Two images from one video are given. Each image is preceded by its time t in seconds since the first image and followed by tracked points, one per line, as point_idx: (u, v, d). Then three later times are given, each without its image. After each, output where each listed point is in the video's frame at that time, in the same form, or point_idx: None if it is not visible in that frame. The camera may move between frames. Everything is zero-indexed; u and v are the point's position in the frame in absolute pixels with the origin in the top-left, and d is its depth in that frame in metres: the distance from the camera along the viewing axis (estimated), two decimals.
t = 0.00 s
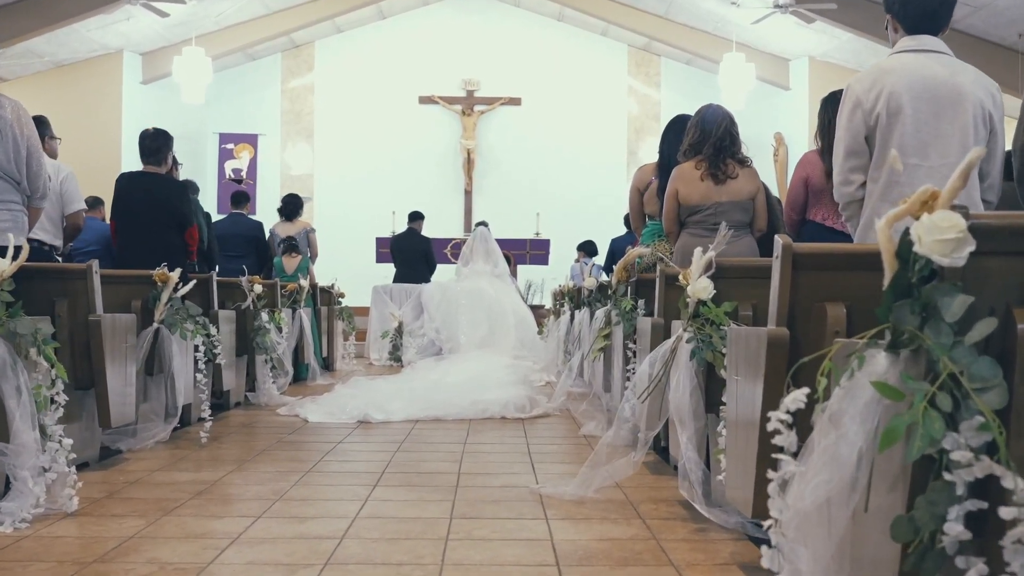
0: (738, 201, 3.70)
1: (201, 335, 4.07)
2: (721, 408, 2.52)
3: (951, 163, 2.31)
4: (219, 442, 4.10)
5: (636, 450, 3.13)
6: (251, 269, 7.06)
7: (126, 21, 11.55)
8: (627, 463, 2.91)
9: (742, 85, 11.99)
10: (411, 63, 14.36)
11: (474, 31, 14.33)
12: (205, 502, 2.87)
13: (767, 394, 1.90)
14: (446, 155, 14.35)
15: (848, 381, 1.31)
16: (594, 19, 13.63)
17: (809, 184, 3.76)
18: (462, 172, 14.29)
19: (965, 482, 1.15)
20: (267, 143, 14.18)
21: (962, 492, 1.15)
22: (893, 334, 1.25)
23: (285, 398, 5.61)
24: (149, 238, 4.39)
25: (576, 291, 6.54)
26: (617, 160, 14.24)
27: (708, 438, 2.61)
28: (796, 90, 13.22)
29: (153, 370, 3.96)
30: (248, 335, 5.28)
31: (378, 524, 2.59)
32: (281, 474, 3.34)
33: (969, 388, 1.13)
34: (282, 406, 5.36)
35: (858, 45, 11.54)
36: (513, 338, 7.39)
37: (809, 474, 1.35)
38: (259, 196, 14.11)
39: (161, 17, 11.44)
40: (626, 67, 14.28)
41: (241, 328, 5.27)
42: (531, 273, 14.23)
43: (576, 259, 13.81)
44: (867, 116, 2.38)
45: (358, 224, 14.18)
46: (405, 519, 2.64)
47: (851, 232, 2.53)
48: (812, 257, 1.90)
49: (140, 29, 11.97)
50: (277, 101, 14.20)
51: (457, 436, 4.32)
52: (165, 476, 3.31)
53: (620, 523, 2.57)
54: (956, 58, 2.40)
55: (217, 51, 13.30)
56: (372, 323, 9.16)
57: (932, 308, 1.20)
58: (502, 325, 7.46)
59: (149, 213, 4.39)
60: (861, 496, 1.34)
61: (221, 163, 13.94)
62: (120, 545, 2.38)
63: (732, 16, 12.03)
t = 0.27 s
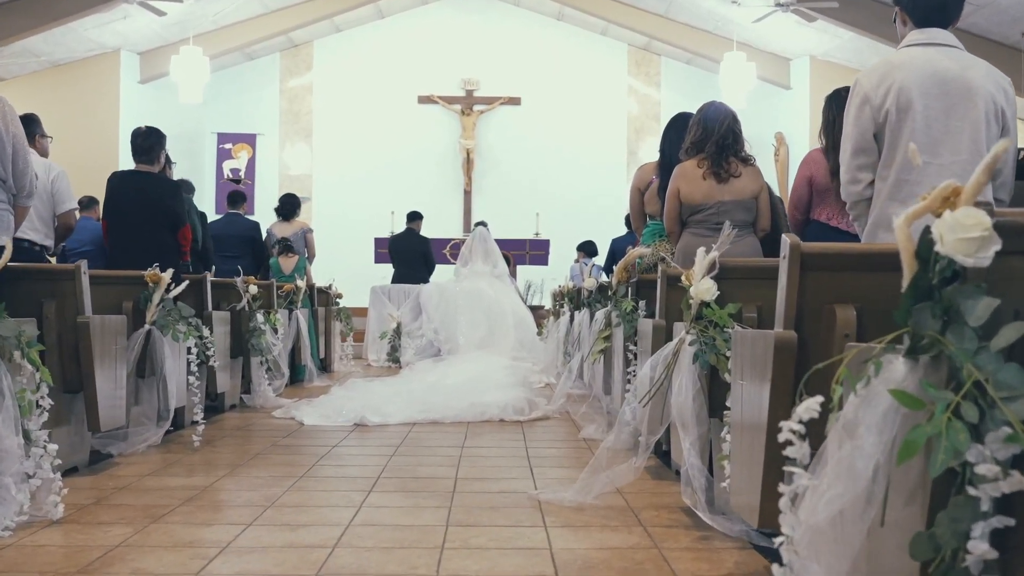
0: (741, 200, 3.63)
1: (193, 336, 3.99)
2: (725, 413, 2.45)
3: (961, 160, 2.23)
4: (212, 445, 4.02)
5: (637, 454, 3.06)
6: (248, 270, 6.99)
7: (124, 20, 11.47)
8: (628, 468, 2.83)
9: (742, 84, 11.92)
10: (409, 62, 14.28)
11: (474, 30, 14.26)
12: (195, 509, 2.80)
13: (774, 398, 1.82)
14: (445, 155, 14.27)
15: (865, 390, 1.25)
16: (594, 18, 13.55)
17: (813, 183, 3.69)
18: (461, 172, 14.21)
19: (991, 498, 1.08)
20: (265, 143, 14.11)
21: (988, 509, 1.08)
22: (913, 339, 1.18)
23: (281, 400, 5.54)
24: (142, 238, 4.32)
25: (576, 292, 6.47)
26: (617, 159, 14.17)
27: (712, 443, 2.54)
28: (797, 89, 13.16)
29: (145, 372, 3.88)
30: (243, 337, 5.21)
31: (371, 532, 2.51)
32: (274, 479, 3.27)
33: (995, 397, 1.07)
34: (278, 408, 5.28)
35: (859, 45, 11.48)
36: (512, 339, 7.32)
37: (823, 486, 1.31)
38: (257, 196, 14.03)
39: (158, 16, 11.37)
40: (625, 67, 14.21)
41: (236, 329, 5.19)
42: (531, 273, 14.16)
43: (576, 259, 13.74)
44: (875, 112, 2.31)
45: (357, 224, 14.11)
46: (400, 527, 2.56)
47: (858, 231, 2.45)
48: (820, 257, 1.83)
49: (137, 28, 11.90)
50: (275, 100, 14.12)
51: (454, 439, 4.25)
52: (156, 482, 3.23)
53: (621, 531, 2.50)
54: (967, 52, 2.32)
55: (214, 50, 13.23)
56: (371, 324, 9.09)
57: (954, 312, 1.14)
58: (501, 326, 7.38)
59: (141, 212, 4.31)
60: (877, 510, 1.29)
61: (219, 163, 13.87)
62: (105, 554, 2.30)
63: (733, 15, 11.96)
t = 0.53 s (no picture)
0: (745, 196, 3.55)
1: (187, 335, 3.92)
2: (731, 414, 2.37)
3: (977, 154, 2.16)
4: (207, 446, 3.94)
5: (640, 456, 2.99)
6: (245, 268, 6.98)
7: (122, 16, 11.40)
8: (632, 471, 2.75)
9: (744, 82, 11.84)
10: (409, 60, 14.21)
11: (474, 28, 14.18)
12: (186, 512, 2.72)
13: (785, 399, 1.75)
14: (444, 153, 14.20)
15: (889, 390, 1.20)
16: (595, 16, 13.47)
17: (819, 178, 3.64)
18: (461, 170, 14.13)
19: None
20: (264, 141, 14.03)
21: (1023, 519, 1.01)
22: (941, 337, 1.13)
23: (278, 400, 5.46)
24: (135, 235, 4.25)
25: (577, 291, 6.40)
26: (617, 158, 14.09)
27: (718, 444, 2.46)
28: (799, 87, 13.08)
29: (138, 372, 3.81)
30: (239, 335, 5.13)
31: (367, 537, 2.43)
32: (268, 481, 3.20)
33: None
34: (274, 408, 5.21)
35: (861, 42, 11.40)
36: (512, 338, 7.24)
37: (842, 495, 1.26)
38: (255, 194, 13.95)
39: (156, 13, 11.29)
40: (626, 65, 14.13)
41: (231, 327, 5.12)
42: (531, 271, 14.08)
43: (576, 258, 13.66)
44: (888, 103, 2.23)
45: (356, 222, 14.03)
46: (396, 531, 2.49)
47: (870, 228, 2.38)
48: (833, 252, 1.75)
49: (135, 25, 11.82)
50: (274, 98, 14.05)
51: (453, 440, 4.18)
52: (148, 484, 3.16)
53: (624, 535, 2.43)
54: (982, 42, 2.25)
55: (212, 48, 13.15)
56: (369, 323, 9.01)
57: (985, 308, 1.08)
58: (501, 325, 7.31)
59: (134, 208, 4.24)
60: (900, 520, 1.24)
61: (218, 161, 13.79)
62: (91, 560, 2.23)
63: (734, 12, 11.88)
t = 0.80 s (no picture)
0: (753, 193, 3.46)
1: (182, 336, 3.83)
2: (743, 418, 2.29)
3: (1000, 147, 2.07)
4: (202, 449, 3.85)
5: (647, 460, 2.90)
6: (243, 268, 6.89)
7: (120, 14, 11.30)
8: (638, 477, 2.65)
9: (747, 80, 11.74)
10: (409, 58, 14.11)
11: (474, 26, 14.09)
12: (178, 519, 2.63)
13: (803, 402, 1.67)
14: (445, 152, 14.10)
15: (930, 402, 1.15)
16: (596, 13, 13.37)
17: (829, 174, 3.54)
18: (461, 169, 14.05)
19: None
20: (263, 140, 13.95)
21: None
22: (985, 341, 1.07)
23: (275, 401, 5.38)
24: (129, 233, 4.16)
25: (580, 291, 6.32)
26: (618, 156, 13.99)
27: (729, 448, 2.38)
28: (802, 85, 12.98)
29: (131, 373, 3.72)
30: (236, 336, 5.05)
31: (364, 545, 2.35)
32: (264, 486, 3.11)
33: None
34: (271, 410, 5.12)
35: (865, 40, 11.31)
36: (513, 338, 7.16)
37: (878, 512, 1.19)
38: (254, 193, 13.86)
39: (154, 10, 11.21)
40: (627, 63, 14.04)
41: (228, 327, 5.03)
42: (532, 271, 13.99)
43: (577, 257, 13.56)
44: (908, 95, 2.14)
45: (355, 221, 13.93)
46: (394, 539, 2.40)
47: (887, 224, 2.29)
48: (854, 249, 1.67)
49: (134, 23, 11.73)
50: (273, 96, 13.96)
51: (454, 442, 4.09)
52: (139, 489, 3.07)
53: (631, 543, 2.34)
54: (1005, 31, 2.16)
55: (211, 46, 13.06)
56: (369, 322, 8.92)
57: None
58: (502, 325, 7.22)
59: (128, 206, 4.15)
60: (939, 538, 1.19)
61: (217, 160, 13.70)
62: (77, 570, 2.14)
63: (737, 9, 11.79)
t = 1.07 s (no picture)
0: (761, 194, 3.38)
1: (176, 341, 3.74)
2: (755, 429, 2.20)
3: None
4: (196, 455, 3.76)
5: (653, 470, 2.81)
6: (240, 270, 6.82)
7: (118, 13, 11.21)
8: (646, 487, 2.56)
9: (750, 79, 11.65)
10: (409, 57, 14.03)
11: (475, 26, 14.01)
12: (169, 531, 2.54)
13: (824, 413, 1.58)
14: (445, 152, 14.02)
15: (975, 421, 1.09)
16: (598, 13, 13.28)
17: (839, 174, 3.46)
18: (462, 169, 13.96)
19: None
20: (263, 140, 13.87)
21: None
22: None
23: (273, 405, 5.29)
24: (122, 235, 4.07)
25: (581, 293, 6.23)
26: (620, 156, 13.91)
27: (741, 459, 2.28)
28: (804, 85, 12.89)
29: (123, 378, 3.63)
30: (232, 339, 4.96)
31: (359, 559, 2.26)
32: (259, 495, 3.02)
33: None
34: (268, 414, 5.03)
35: (868, 39, 11.23)
36: (514, 340, 7.07)
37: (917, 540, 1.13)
38: (254, 194, 13.79)
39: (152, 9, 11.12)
40: (629, 63, 13.95)
41: (224, 330, 4.95)
42: (532, 271, 13.90)
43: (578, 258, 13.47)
44: (928, 91, 2.05)
45: (355, 222, 13.85)
46: (392, 553, 2.31)
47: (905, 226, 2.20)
48: (877, 253, 1.58)
49: (132, 22, 11.63)
50: (273, 96, 13.88)
51: (454, 448, 4.00)
52: (130, 498, 2.98)
53: (639, 558, 2.25)
54: None
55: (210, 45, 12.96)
56: (368, 324, 8.83)
57: None
58: (503, 327, 7.13)
59: (122, 206, 4.07)
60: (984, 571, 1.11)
61: (216, 160, 13.63)
62: None
63: (739, 8, 11.70)
